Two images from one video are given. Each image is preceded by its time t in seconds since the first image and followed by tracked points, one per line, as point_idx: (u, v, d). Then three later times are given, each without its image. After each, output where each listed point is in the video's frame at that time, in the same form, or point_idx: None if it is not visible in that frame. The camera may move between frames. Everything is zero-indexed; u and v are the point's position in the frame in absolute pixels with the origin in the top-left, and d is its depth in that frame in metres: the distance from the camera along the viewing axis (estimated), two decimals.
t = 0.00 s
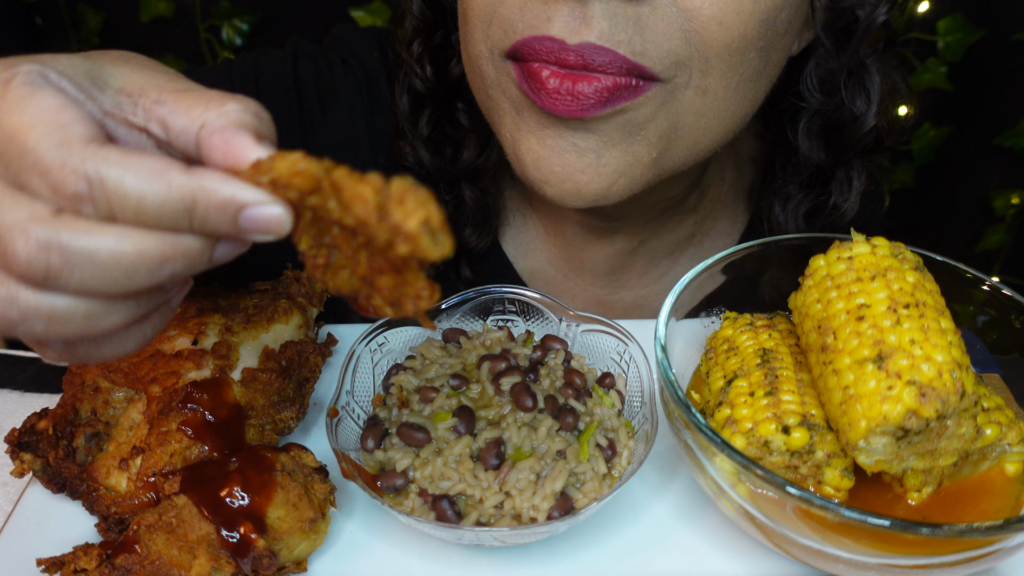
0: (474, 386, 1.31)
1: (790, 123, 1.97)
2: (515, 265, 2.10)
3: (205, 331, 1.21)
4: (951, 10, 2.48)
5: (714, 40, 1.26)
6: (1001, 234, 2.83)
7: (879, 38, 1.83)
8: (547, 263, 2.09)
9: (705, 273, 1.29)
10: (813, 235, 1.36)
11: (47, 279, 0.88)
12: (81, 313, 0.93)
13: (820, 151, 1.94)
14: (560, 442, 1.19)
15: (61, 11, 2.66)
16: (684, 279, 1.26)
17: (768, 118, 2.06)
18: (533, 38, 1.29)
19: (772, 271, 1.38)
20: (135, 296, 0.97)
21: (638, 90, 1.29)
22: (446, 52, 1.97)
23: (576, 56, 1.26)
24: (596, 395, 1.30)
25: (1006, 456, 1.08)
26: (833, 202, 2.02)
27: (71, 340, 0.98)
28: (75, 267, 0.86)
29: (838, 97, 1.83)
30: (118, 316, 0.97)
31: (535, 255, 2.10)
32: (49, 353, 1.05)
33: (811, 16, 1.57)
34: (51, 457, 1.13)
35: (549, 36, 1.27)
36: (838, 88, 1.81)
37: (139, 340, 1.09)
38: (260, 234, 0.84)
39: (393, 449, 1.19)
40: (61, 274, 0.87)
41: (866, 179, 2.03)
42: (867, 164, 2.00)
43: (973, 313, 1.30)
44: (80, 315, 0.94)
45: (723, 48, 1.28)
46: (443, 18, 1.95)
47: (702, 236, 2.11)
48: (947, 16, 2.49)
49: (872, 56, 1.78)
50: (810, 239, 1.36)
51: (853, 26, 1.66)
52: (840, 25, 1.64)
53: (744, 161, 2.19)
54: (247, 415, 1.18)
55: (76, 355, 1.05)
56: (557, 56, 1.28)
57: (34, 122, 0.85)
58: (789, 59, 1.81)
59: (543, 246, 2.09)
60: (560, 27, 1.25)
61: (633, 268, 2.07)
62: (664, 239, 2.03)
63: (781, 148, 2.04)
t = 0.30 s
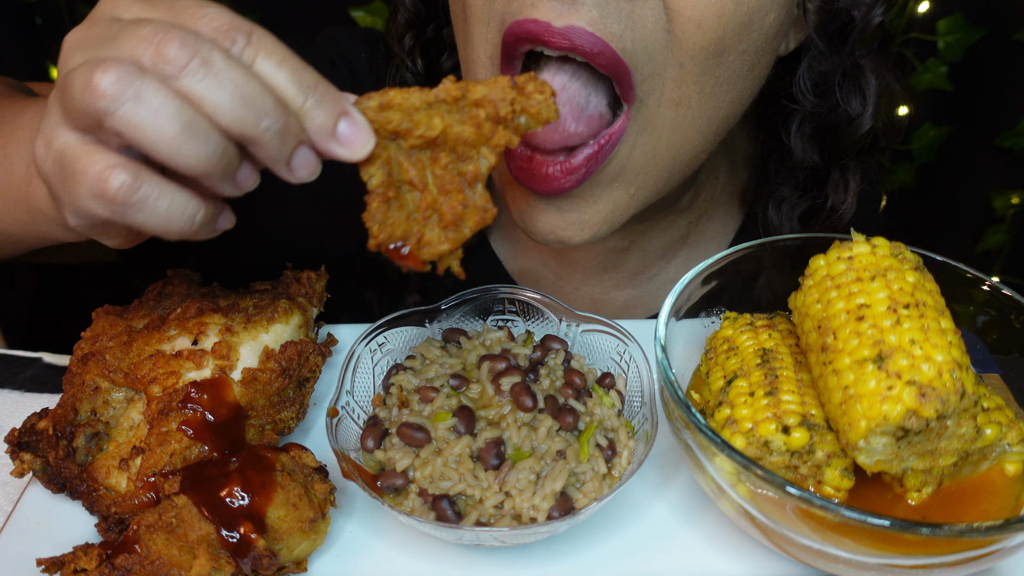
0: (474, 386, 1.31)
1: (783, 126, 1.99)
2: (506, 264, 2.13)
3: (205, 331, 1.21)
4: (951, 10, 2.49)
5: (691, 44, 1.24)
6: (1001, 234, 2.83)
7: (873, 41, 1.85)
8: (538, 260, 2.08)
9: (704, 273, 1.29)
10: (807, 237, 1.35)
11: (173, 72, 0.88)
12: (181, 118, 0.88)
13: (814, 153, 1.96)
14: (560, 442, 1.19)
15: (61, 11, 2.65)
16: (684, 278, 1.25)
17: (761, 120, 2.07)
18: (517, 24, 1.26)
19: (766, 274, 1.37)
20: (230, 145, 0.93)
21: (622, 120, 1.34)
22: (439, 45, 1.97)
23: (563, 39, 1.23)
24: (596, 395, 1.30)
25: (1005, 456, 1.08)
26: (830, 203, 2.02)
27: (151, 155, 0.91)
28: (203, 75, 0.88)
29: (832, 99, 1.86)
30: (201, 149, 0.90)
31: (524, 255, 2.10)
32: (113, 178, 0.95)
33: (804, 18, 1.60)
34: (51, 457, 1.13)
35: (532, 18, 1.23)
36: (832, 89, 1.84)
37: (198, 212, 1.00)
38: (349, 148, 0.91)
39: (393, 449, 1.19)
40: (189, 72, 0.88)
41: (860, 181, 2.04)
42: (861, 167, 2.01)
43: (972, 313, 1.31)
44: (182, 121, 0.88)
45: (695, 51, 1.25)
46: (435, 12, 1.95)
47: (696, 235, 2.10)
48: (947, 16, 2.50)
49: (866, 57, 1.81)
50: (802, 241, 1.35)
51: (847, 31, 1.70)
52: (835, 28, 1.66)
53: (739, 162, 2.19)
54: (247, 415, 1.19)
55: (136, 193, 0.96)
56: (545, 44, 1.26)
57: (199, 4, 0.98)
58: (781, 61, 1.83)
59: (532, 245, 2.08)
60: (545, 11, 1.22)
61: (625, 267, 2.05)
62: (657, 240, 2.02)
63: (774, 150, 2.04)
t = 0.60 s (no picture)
0: (474, 386, 1.31)
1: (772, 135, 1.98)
2: (502, 258, 2.17)
3: (205, 331, 1.21)
4: (950, 10, 2.50)
5: (671, 49, 1.23)
6: (1001, 234, 2.82)
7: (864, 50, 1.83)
8: (530, 256, 2.11)
9: (703, 273, 1.28)
10: (800, 237, 1.34)
11: None
12: None
13: (803, 163, 1.95)
14: (560, 442, 1.19)
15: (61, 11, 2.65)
16: (684, 278, 1.25)
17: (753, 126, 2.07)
18: (480, 20, 1.25)
19: (760, 278, 1.37)
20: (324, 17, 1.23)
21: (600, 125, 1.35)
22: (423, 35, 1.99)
23: (522, 41, 1.22)
24: (596, 395, 1.30)
25: (1006, 457, 1.08)
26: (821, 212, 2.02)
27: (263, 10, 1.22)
28: None
29: (821, 109, 1.84)
30: None
31: (519, 254, 2.13)
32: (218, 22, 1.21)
33: (791, 27, 1.61)
34: (51, 457, 1.12)
35: (493, 16, 1.23)
36: (821, 100, 1.82)
37: (282, 75, 1.21)
38: (421, 57, 1.23)
39: (392, 449, 1.19)
40: None
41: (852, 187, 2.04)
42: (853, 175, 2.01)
43: (973, 313, 1.30)
44: None
45: (677, 56, 1.25)
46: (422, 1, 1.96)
47: (687, 233, 2.09)
48: (947, 16, 2.51)
49: (856, 67, 1.79)
50: (796, 240, 1.34)
51: (835, 40, 1.70)
52: (822, 37, 1.68)
53: (738, 164, 2.18)
54: (247, 415, 1.19)
55: (234, 42, 1.19)
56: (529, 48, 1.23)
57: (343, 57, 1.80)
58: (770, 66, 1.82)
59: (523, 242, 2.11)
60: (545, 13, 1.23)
61: (617, 263, 2.05)
62: (649, 240, 2.02)
63: (764, 159, 2.05)
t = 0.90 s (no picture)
0: (474, 386, 1.31)
1: (767, 138, 1.98)
2: (501, 258, 2.17)
3: (205, 331, 1.21)
4: (950, 9, 2.49)
5: (658, 45, 1.21)
6: (1001, 234, 2.83)
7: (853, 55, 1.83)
8: (530, 254, 2.11)
9: (702, 273, 1.28)
10: (796, 237, 1.34)
11: None
12: None
13: (798, 164, 1.95)
14: (560, 442, 1.19)
15: (61, 12, 2.65)
16: (684, 278, 1.25)
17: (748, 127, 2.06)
18: (464, 18, 1.27)
19: (757, 279, 1.37)
20: None
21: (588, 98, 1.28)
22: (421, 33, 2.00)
23: (510, 38, 1.22)
24: (596, 395, 1.30)
25: (1005, 456, 1.08)
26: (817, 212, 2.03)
27: None
28: None
29: (813, 111, 1.84)
30: None
31: (518, 254, 2.14)
32: None
33: (782, 30, 1.62)
34: (51, 457, 1.12)
35: (478, 17, 1.24)
36: (814, 102, 1.82)
37: (258, 6, 1.23)
38: (427, 40, 1.28)
39: (392, 449, 1.19)
40: None
41: (847, 190, 2.05)
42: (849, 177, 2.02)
43: (972, 313, 1.30)
44: None
45: (666, 53, 1.23)
46: None
47: (682, 229, 2.08)
48: (947, 16, 2.50)
49: (848, 70, 1.77)
50: (793, 241, 1.34)
51: (825, 43, 1.71)
52: (813, 40, 1.69)
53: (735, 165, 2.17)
54: (247, 415, 1.19)
55: None
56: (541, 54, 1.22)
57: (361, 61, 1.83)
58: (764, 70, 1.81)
59: (523, 240, 2.11)
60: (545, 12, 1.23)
61: (614, 263, 2.05)
62: (644, 235, 2.01)
63: (759, 161, 2.04)
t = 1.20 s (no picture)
0: (474, 386, 1.31)
1: (765, 137, 1.98)
2: (501, 257, 2.16)
3: (205, 331, 1.21)
4: (950, 9, 2.50)
5: (657, 40, 1.21)
6: (1001, 234, 2.83)
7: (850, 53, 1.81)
8: (530, 254, 2.11)
9: (702, 273, 1.29)
10: (795, 237, 1.34)
11: None
12: None
13: (796, 162, 1.95)
14: (560, 442, 1.19)
15: (61, 12, 2.65)
16: (684, 278, 1.25)
17: (748, 125, 2.05)
18: (464, 25, 1.24)
19: (756, 280, 1.37)
20: None
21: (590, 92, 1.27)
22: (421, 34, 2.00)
23: (514, 45, 1.20)
24: (596, 395, 1.30)
25: (1006, 456, 1.08)
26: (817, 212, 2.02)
27: None
28: None
29: (811, 110, 1.85)
30: None
31: (518, 254, 2.14)
32: None
33: (780, 29, 1.62)
34: (51, 457, 1.12)
35: (481, 26, 1.21)
36: (812, 101, 1.82)
37: (247, 11, 1.19)
38: (427, 50, 1.26)
39: (392, 449, 1.19)
40: None
41: (845, 190, 2.05)
42: (847, 176, 2.01)
43: (973, 313, 1.30)
44: None
45: (665, 47, 1.23)
46: None
47: (679, 226, 2.07)
48: (947, 16, 2.51)
49: (844, 69, 1.78)
50: (792, 241, 1.34)
51: (823, 41, 1.71)
52: (811, 39, 1.69)
53: (734, 164, 2.17)
54: (247, 415, 1.19)
55: None
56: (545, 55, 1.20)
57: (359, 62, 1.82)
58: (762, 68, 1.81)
59: (523, 239, 2.11)
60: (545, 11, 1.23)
61: (614, 262, 2.05)
62: (642, 232, 2.00)
63: (757, 162, 2.04)
